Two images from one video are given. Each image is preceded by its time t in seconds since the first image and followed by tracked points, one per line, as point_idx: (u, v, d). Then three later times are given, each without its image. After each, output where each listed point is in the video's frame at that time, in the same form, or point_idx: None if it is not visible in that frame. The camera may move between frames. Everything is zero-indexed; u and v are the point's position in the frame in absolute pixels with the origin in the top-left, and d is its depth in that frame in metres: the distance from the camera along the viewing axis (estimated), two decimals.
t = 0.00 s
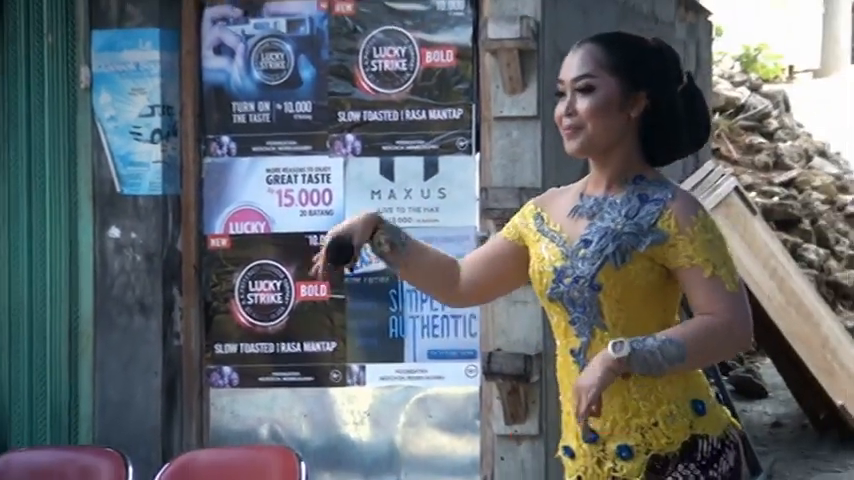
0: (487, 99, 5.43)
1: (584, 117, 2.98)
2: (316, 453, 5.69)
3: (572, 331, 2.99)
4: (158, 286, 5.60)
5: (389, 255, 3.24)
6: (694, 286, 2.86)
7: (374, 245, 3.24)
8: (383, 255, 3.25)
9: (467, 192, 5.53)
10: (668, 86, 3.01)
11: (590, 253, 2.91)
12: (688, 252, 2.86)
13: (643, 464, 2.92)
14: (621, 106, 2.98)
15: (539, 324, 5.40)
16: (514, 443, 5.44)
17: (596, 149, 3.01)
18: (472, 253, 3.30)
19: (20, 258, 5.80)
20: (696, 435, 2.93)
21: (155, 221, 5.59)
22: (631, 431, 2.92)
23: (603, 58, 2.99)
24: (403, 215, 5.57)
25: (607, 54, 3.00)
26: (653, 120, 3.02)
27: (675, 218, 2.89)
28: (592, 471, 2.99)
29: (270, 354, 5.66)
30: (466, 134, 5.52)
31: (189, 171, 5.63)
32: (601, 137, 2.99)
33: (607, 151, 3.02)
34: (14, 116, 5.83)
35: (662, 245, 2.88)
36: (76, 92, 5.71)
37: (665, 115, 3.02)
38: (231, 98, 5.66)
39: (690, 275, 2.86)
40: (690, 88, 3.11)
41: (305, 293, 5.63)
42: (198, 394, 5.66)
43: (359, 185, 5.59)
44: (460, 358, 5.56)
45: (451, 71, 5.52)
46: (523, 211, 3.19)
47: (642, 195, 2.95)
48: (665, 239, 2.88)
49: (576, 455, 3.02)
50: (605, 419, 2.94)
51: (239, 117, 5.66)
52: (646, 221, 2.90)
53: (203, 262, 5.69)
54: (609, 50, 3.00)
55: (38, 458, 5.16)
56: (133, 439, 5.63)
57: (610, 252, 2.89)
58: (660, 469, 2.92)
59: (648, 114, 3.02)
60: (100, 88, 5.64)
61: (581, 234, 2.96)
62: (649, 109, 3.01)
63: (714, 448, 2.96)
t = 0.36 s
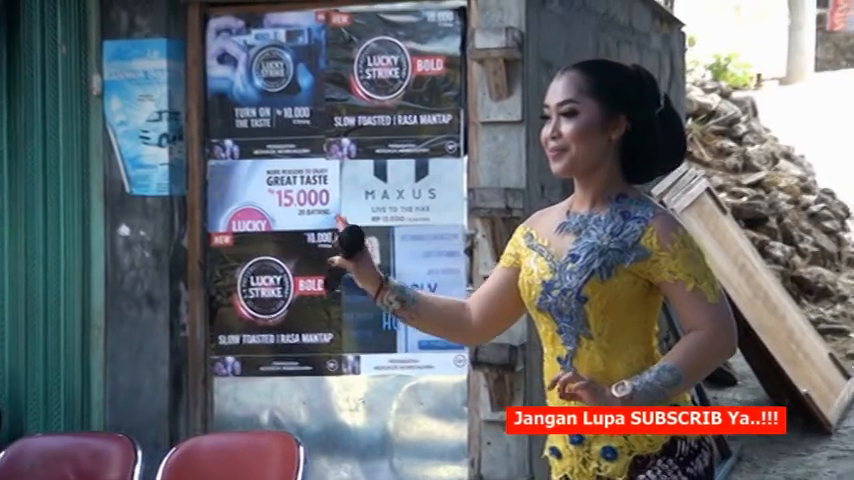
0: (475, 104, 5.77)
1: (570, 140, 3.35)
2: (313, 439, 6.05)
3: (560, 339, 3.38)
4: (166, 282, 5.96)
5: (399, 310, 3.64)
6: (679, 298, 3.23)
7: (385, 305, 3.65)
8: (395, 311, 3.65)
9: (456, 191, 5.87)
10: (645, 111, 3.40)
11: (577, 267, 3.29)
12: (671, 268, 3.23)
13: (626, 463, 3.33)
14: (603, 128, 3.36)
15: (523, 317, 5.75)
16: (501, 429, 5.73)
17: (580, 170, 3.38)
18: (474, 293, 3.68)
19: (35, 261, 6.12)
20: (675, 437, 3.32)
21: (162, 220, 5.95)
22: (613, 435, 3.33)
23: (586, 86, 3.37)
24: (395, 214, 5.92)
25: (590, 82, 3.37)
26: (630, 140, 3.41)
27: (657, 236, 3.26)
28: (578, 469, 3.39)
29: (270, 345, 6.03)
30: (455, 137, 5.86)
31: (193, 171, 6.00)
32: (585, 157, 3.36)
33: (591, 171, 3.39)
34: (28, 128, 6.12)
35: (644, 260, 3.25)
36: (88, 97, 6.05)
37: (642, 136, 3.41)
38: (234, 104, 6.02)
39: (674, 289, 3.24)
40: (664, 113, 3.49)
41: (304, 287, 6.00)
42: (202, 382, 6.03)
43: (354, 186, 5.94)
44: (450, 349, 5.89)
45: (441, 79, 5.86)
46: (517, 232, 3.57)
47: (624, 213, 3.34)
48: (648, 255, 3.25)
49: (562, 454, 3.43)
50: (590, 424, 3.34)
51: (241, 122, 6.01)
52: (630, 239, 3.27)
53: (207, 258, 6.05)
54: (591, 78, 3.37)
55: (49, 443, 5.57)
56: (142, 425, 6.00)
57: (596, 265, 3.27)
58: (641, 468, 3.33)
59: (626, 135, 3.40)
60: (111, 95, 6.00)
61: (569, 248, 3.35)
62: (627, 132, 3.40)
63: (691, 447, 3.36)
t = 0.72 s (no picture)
0: (464, 109, 6.13)
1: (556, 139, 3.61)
2: (312, 424, 6.41)
3: (546, 330, 3.58)
4: (172, 276, 6.28)
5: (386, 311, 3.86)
6: (659, 290, 3.46)
7: (372, 307, 3.86)
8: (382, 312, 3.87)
9: (446, 190, 6.23)
10: (625, 113, 3.66)
11: (564, 262, 3.51)
12: (652, 261, 3.46)
13: (607, 447, 3.51)
14: (586, 128, 3.61)
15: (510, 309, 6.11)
16: (488, 414, 6.10)
17: (565, 167, 3.64)
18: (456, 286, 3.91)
19: (49, 256, 6.46)
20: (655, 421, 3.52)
21: (169, 218, 6.26)
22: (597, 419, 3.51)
23: (571, 89, 3.63)
24: (389, 212, 6.28)
25: (574, 85, 3.64)
26: (613, 141, 3.66)
27: (638, 230, 3.49)
28: (562, 452, 3.58)
29: (271, 335, 6.40)
30: (445, 140, 6.21)
31: (198, 172, 6.37)
32: (570, 154, 3.62)
33: (575, 169, 3.64)
34: (39, 130, 6.44)
35: (627, 254, 3.48)
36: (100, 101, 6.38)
37: (624, 138, 3.67)
38: (237, 109, 6.38)
39: (655, 282, 3.46)
40: (644, 118, 3.75)
41: (303, 281, 6.36)
42: (207, 370, 6.41)
43: (350, 186, 6.29)
44: (440, 339, 6.25)
45: (432, 85, 6.22)
46: (505, 229, 3.79)
47: (608, 210, 3.56)
48: (630, 250, 3.48)
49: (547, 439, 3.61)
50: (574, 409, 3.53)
51: (243, 125, 6.37)
52: (613, 234, 3.50)
53: (211, 253, 6.43)
54: (576, 82, 3.64)
55: (62, 429, 5.93)
56: (150, 412, 6.34)
57: (582, 260, 3.49)
58: (622, 452, 3.51)
59: (609, 136, 3.65)
60: (121, 100, 6.31)
61: (556, 244, 3.56)
62: (610, 132, 3.65)
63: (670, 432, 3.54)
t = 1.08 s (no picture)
0: (454, 112, 6.49)
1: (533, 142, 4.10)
2: (309, 410, 6.79)
3: (534, 322, 4.03)
4: (178, 269, 6.67)
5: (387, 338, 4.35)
6: (619, 292, 3.89)
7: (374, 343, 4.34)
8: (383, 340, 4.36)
9: (436, 188, 6.60)
10: (598, 113, 4.11)
11: (551, 262, 3.97)
12: (619, 261, 3.89)
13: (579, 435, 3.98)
14: (560, 129, 4.09)
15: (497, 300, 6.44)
16: (475, 400, 6.47)
17: (546, 167, 4.10)
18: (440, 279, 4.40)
19: (61, 252, 6.79)
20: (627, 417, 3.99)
21: (174, 215, 6.66)
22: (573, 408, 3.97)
23: (545, 96, 4.12)
24: (382, 209, 6.64)
25: (549, 92, 4.12)
26: (590, 140, 4.11)
27: (613, 230, 3.93)
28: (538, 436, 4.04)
29: (271, 326, 6.77)
30: (435, 142, 6.59)
31: (202, 171, 6.74)
32: (548, 153, 4.08)
33: (556, 167, 4.10)
34: (53, 134, 6.77)
35: (603, 252, 3.92)
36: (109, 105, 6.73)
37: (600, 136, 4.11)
38: (238, 112, 6.75)
39: (618, 281, 3.89)
40: (624, 116, 4.13)
41: (301, 275, 6.73)
42: (210, 358, 6.79)
43: (345, 185, 6.66)
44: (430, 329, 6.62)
45: (423, 89, 6.59)
46: (503, 224, 4.26)
47: (591, 208, 4.03)
48: (605, 247, 3.92)
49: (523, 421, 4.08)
50: (552, 398, 4.00)
51: (244, 127, 6.74)
52: (592, 233, 3.95)
53: (215, 248, 6.80)
54: (550, 89, 4.13)
55: (74, 414, 6.28)
56: (156, 399, 6.71)
57: (566, 260, 3.94)
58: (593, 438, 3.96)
59: (585, 135, 4.11)
60: (129, 104, 6.67)
61: (544, 243, 4.03)
62: (585, 132, 4.10)
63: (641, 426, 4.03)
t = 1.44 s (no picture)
0: (442, 109, 6.72)
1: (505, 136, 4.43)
2: (302, 397, 7.02)
3: (506, 303, 4.35)
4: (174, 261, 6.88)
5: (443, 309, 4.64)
6: (594, 282, 4.19)
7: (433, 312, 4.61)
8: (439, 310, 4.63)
9: (425, 182, 6.84)
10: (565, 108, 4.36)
11: (519, 248, 4.27)
12: (590, 253, 4.18)
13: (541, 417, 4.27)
14: (530, 124, 4.39)
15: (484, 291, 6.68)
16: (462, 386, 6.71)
17: (518, 158, 4.43)
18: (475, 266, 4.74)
19: (62, 245, 7.02)
20: (587, 400, 4.25)
21: (172, 208, 6.86)
22: (535, 392, 4.28)
23: (519, 93, 4.43)
24: (373, 203, 6.88)
25: (523, 89, 4.43)
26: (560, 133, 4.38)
27: (582, 223, 4.21)
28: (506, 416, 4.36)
29: (266, 316, 6.98)
30: (424, 137, 6.83)
31: (199, 166, 6.94)
32: (517, 147, 4.40)
33: (529, 159, 4.41)
34: (55, 132, 7.01)
35: (569, 243, 4.21)
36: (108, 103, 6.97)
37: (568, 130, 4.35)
38: (234, 109, 6.96)
39: (591, 272, 4.19)
40: (594, 114, 4.31)
41: (294, 266, 6.95)
42: (206, 348, 6.99)
43: (337, 180, 6.89)
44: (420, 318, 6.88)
45: (413, 87, 6.83)
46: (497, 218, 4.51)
47: (563, 200, 4.29)
48: (572, 239, 4.21)
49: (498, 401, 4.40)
50: (519, 380, 4.32)
51: (240, 124, 6.95)
52: (560, 224, 4.23)
53: (211, 241, 7.01)
54: (525, 86, 4.44)
55: (75, 401, 6.50)
56: (154, 387, 6.93)
57: (532, 247, 4.24)
58: (552, 420, 4.26)
59: (555, 129, 4.39)
60: (128, 101, 6.89)
61: (516, 230, 4.32)
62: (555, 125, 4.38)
63: (601, 410, 4.27)
